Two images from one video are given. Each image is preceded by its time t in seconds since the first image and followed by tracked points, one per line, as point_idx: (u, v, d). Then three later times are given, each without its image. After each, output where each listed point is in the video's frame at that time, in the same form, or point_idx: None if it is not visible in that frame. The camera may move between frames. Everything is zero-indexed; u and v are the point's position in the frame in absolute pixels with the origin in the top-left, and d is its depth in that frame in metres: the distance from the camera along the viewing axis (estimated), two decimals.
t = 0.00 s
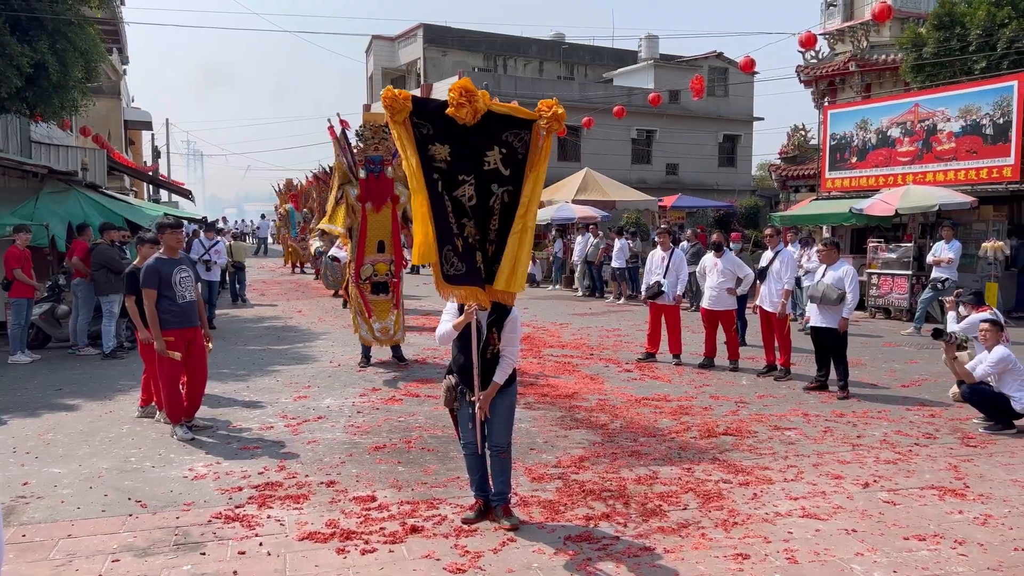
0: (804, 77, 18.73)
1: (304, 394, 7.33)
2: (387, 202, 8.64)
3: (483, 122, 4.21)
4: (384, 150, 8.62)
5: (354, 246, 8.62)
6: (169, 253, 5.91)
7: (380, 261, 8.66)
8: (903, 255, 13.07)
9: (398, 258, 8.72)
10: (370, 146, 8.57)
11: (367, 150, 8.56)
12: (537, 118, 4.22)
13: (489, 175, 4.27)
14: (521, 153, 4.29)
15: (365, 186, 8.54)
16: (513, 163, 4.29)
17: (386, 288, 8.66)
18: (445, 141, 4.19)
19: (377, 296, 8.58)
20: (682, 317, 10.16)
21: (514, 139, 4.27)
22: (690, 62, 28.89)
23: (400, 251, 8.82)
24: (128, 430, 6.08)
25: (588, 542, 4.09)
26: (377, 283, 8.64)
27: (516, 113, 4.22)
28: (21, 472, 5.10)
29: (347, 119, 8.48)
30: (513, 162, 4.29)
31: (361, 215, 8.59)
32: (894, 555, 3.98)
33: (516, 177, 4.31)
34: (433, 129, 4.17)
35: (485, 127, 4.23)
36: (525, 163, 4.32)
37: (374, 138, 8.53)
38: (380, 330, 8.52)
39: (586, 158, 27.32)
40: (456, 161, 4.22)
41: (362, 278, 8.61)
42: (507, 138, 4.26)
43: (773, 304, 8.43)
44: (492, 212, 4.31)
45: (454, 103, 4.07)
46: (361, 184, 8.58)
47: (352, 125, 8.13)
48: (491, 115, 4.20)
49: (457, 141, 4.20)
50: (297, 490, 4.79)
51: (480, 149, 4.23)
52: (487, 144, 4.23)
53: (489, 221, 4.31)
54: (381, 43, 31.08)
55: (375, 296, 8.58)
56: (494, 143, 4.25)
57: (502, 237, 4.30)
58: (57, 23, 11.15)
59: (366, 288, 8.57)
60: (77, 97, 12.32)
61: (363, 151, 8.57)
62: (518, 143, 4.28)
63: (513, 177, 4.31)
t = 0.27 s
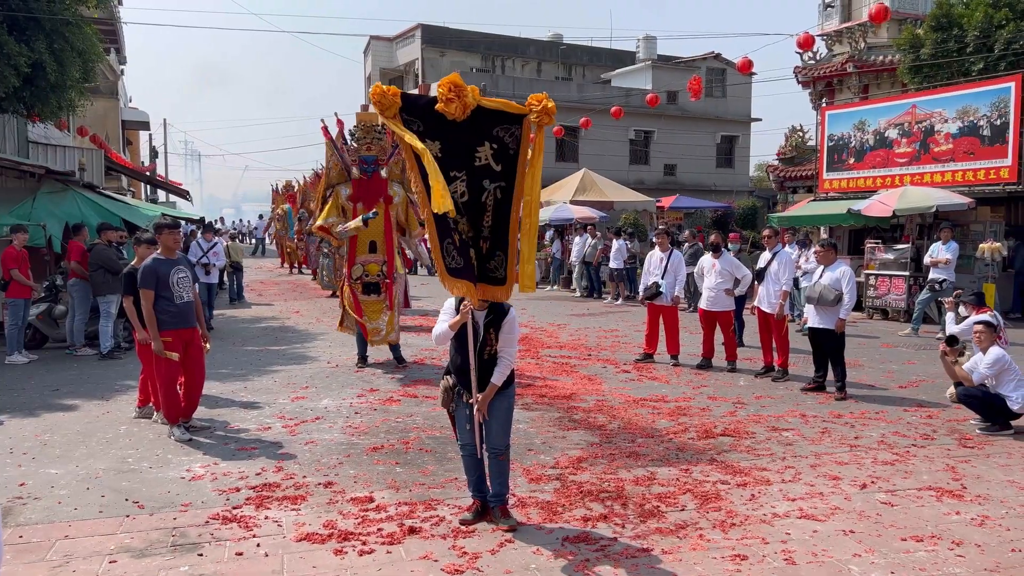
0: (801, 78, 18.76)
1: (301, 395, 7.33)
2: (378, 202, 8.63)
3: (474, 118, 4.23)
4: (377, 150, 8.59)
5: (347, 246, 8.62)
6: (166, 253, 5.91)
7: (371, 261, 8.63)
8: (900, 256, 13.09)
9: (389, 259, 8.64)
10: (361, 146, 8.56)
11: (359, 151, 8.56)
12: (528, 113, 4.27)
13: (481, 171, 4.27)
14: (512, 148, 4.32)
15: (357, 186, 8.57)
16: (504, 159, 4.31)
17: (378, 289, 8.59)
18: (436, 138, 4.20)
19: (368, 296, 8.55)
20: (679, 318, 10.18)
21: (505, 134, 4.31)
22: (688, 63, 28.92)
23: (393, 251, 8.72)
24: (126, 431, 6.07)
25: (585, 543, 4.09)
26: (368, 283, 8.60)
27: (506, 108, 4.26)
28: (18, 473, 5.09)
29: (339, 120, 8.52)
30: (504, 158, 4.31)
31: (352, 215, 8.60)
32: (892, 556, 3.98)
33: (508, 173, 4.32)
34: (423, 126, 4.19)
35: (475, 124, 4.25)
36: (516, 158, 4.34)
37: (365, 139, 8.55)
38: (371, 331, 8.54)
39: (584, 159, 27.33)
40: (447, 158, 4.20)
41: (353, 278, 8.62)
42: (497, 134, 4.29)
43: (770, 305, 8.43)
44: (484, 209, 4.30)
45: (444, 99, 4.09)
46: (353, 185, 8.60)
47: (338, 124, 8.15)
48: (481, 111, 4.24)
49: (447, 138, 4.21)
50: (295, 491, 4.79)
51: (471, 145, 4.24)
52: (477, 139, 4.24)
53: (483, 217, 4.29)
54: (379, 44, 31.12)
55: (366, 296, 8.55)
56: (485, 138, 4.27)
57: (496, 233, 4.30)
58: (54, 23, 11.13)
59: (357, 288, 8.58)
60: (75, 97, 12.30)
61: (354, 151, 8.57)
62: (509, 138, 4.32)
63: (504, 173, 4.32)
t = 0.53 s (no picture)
0: (800, 78, 18.77)
1: (299, 394, 7.32)
2: (377, 203, 8.60)
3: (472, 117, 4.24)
4: (377, 151, 8.57)
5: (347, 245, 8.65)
6: (165, 252, 5.90)
7: (370, 261, 8.63)
8: (898, 256, 13.11)
9: (388, 259, 8.63)
10: (360, 146, 8.55)
11: (359, 151, 8.55)
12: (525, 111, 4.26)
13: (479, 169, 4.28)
14: (510, 148, 4.31)
15: (356, 186, 8.56)
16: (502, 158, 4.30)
17: (377, 289, 8.65)
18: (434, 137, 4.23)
19: (367, 297, 8.61)
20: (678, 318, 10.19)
21: (503, 133, 4.31)
22: (686, 63, 28.92)
23: (394, 252, 8.69)
24: (123, 430, 6.06)
25: (583, 542, 4.09)
26: (367, 283, 8.65)
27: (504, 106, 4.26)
28: (16, 472, 5.08)
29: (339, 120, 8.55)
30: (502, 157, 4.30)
31: (352, 215, 8.63)
32: (889, 556, 3.99)
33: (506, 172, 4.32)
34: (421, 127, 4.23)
35: (473, 122, 4.26)
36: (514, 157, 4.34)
37: (364, 139, 8.53)
38: (369, 331, 8.58)
39: (582, 158, 27.33)
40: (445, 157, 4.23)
41: (353, 278, 8.66)
42: (495, 133, 4.29)
43: (768, 305, 8.44)
44: (482, 208, 4.29)
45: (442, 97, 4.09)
46: (354, 185, 8.60)
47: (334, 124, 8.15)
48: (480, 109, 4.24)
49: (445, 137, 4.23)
50: (293, 490, 4.78)
51: (469, 143, 4.24)
52: (475, 138, 4.24)
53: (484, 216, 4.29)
54: (377, 43, 31.11)
55: (365, 296, 8.63)
56: (483, 137, 4.27)
57: (496, 233, 4.29)
58: (52, 21, 11.10)
59: (356, 287, 8.63)
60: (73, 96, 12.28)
61: (354, 151, 8.57)
62: (507, 137, 4.31)
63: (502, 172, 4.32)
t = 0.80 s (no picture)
0: (797, 76, 18.78)
1: (296, 391, 7.32)
2: (377, 200, 8.55)
3: (483, 107, 4.21)
4: (375, 148, 8.55)
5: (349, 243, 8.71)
6: (162, 249, 5.89)
7: (374, 259, 8.65)
8: (895, 254, 13.12)
9: (391, 256, 8.62)
10: (359, 144, 8.52)
11: (356, 149, 8.53)
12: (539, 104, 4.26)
13: (489, 162, 4.26)
14: (520, 140, 4.33)
15: (356, 184, 8.51)
16: (511, 150, 4.31)
17: (383, 287, 8.60)
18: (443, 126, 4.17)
19: (373, 294, 8.57)
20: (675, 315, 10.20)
21: (513, 124, 4.30)
22: (684, 60, 28.93)
23: (396, 249, 8.68)
24: (120, 427, 6.06)
25: (580, 539, 4.11)
26: (372, 281, 8.62)
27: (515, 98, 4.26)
28: (12, 469, 5.08)
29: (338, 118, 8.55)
30: (511, 149, 4.31)
31: (354, 213, 8.64)
32: (885, 553, 4.00)
33: (515, 165, 4.34)
34: (430, 113, 4.15)
35: (484, 112, 4.23)
36: (524, 149, 4.35)
37: (361, 136, 8.49)
38: (376, 328, 8.57)
39: (579, 156, 27.34)
40: (455, 148, 4.19)
41: (358, 275, 8.66)
42: (506, 124, 4.28)
43: (765, 303, 8.44)
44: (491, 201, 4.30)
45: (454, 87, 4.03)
46: (354, 183, 8.55)
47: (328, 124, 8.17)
48: (491, 100, 4.22)
49: (455, 126, 4.18)
50: (290, 487, 4.78)
51: (479, 134, 4.22)
52: (486, 129, 4.22)
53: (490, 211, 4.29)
54: (375, 40, 31.09)
55: (371, 294, 8.58)
56: (493, 128, 4.25)
57: (506, 228, 4.33)
58: (48, 18, 11.10)
59: (361, 285, 8.61)
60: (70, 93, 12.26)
61: (353, 150, 8.55)
62: (517, 129, 4.31)
63: (511, 164, 4.33)
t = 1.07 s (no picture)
0: (794, 72, 18.78)
1: (293, 386, 7.32)
2: (380, 194, 8.55)
3: (485, 71, 4.19)
4: (376, 142, 8.50)
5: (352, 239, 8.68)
6: (159, 244, 5.88)
7: (377, 254, 8.64)
8: (891, 250, 13.16)
9: (394, 251, 8.63)
10: (360, 139, 8.50)
11: (359, 144, 8.50)
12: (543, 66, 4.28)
13: (495, 128, 4.24)
14: (525, 103, 4.30)
15: (358, 179, 8.53)
16: (517, 115, 4.29)
17: (386, 281, 8.58)
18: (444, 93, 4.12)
19: (377, 289, 8.55)
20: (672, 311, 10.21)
21: (517, 88, 4.27)
22: (681, 56, 28.90)
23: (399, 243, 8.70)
24: (117, 421, 6.06)
25: (577, 533, 4.12)
26: (375, 276, 8.59)
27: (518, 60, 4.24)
28: (9, 463, 5.08)
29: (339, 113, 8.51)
30: (517, 113, 4.29)
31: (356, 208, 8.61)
32: (880, 546, 4.02)
33: (522, 130, 4.32)
34: (431, 80, 4.09)
35: (488, 77, 4.20)
36: (530, 113, 4.33)
37: (363, 131, 8.47)
38: (380, 323, 8.58)
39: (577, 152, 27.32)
40: (459, 115, 4.14)
41: (361, 271, 8.61)
42: (511, 89, 4.25)
43: (762, 298, 8.47)
44: (500, 170, 4.26)
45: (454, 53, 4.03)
46: (355, 178, 8.57)
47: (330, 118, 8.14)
48: (493, 63, 4.20)
49: (457, 92, 4.13)
50: (287, 481, 4.79)
51: (484, 100, 4.19)
52: (490, 95, 4.19)
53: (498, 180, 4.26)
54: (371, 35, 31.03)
55: (374, 289, 8.54)
56: (498, 93, 4.22)
57: (516, 198, 4.32)
58: (43, 13, 11.08)
59: (365, 281, 8.55)
60: (65, 88, 12.23)
61: (354, 145, 8.53)
62: (522, 92, 4.28)
63: (518, 130, 4.30)
